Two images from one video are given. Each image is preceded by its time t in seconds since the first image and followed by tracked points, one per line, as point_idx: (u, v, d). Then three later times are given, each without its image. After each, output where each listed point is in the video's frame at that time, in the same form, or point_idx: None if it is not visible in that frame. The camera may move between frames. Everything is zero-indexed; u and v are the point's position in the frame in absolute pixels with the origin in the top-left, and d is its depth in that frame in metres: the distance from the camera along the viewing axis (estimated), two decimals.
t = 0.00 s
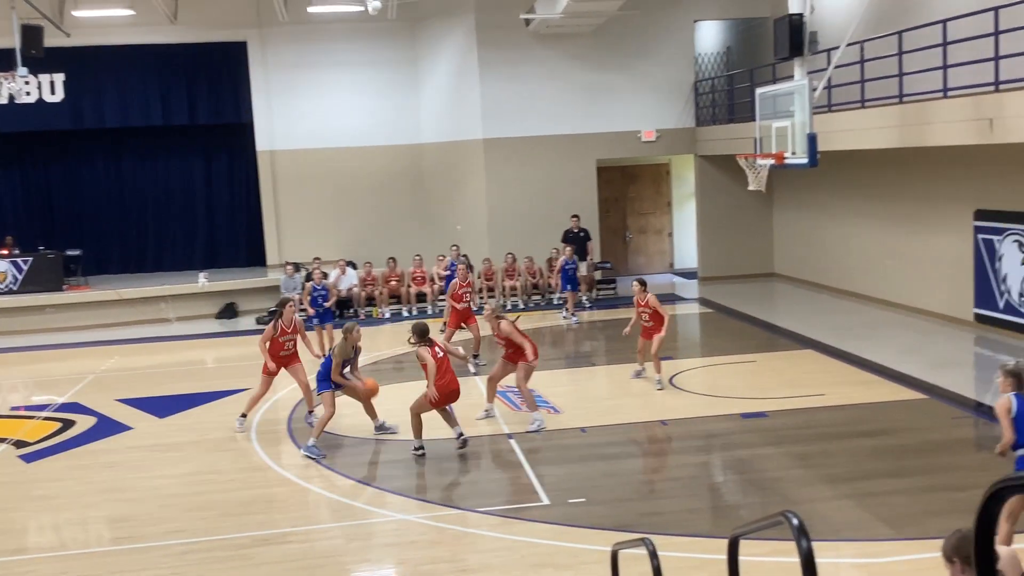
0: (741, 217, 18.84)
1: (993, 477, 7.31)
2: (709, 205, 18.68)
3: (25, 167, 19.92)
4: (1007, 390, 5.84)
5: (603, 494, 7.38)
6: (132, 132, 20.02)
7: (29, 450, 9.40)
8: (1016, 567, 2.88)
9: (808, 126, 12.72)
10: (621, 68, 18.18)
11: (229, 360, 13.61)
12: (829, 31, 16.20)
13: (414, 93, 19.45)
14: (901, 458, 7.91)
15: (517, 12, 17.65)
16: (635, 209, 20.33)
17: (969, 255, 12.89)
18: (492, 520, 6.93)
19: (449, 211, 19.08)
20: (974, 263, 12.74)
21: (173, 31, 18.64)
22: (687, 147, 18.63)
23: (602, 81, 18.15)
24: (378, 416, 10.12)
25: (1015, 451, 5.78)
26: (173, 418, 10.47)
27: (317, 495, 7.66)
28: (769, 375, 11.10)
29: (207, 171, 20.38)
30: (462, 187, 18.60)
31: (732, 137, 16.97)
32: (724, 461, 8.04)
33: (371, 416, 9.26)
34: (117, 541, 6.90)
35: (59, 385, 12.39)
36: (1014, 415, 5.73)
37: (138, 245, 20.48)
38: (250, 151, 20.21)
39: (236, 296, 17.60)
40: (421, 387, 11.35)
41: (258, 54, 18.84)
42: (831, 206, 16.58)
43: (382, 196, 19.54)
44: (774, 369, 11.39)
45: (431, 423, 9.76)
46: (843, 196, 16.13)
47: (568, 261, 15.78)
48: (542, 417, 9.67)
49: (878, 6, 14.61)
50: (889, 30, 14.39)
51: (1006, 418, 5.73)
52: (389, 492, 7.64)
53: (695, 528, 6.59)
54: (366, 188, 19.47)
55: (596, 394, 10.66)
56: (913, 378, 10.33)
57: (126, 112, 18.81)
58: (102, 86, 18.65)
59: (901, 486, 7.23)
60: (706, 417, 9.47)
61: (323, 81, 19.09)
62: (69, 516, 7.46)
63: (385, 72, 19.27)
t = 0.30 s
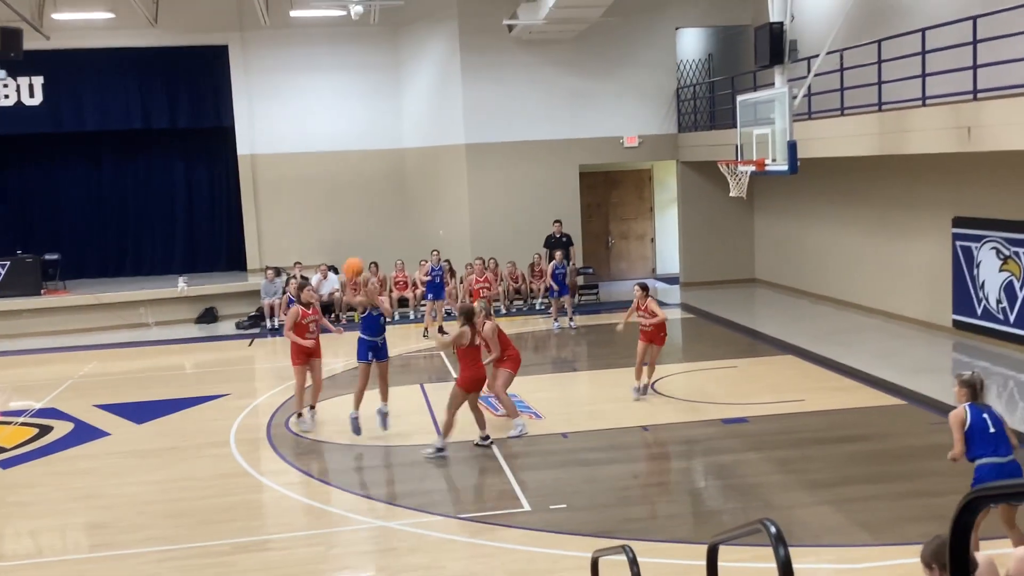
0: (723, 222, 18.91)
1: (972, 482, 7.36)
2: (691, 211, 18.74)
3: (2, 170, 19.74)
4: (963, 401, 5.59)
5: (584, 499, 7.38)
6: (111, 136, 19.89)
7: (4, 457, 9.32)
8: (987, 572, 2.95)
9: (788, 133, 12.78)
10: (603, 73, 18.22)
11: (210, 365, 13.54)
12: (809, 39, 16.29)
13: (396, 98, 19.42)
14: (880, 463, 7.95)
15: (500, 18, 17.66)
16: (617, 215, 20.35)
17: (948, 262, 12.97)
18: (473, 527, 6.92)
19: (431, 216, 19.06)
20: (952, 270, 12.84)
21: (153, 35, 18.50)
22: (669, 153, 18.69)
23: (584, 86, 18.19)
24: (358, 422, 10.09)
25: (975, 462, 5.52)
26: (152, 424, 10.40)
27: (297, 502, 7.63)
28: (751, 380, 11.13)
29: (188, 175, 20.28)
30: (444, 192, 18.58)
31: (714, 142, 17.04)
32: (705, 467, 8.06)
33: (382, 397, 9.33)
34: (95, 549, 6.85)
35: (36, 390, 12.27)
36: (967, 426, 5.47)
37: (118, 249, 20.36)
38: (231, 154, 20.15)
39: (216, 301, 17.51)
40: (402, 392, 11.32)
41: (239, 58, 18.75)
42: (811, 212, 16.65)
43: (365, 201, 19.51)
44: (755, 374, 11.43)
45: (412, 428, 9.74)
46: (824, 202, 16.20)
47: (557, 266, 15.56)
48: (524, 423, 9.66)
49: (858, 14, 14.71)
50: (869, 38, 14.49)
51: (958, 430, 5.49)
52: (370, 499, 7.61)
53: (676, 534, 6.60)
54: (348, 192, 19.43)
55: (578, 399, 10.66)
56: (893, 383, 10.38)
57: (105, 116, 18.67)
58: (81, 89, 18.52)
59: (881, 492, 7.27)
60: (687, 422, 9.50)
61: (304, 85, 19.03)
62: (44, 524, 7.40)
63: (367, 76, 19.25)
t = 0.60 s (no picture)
0: (711, 226, 18.95)
1: (958, 485, 7.40)
2: (680, 215, 18.77)
3: None
4: (949, 405, 5.56)
5: (573, 503, 7.38)
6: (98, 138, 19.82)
7: None
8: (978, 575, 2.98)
9: (776, 138, 12.83)
10: (592, 77, 18.25)
11: (197, 369, 13.49)
12: (797, 44, 16.35)
13: (384, 101, 19.41)
14: (868, 467, 7.98)
15: (488, 22, 17.66)
16: (605, 218, 20.37)
17: (934, 266, 13.04)
18: (461, 531, 6.92)
19: (420, 219, 19.04)
20: (938, 274, 12.90)
21: (141, 38, 18.44)
22: (657, 157, 18.73)
23: (573, 90, 18.22)
24: (347, 425, 10.08)
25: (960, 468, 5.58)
26: (139, 428, 10.37)
27: (285, 506, 7.62)
28: (739, 384, 11.17)
29: (175, 178, 20.23)
30: (433, 195, 18.58)
31: (702, 146, 17.08)
32: (693, 470, 8.08)
33: (394, 407, 9.44)
34: (81, 553, 6.81)
35: (22, 394, 12.21)
36: (956, 435, 5.48)
37: (104, 253, 20.28)
38: (218, 157, 20.11)
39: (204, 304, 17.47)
40: (391, 396, 11.31)
41: (227, 60, 18.70)
42: (799, 217, 16.71)
43: (353, 204, 19.49)
44: (743, 378, 11.46)
45: (400, 432, 9.74)
46: (812, 206, 16.25)
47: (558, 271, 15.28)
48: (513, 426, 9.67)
49: (845, 20, 14.78)
50: (857, 44, 14.55)
51: (947, 439, 5.51)
52: (358, 503, 7.60)
53: (664, 538, 6.61)
54: (336, 195, 19.41)
55: (567, 403, 10.67)
56: (880, 388, 10.42)
57: (92, 119, 18.57)
58: (68, 92, 18.43)
59: (868, 495, 7.30)
60: (675, 426, 9.52)
61: (292, 88, 19.00)
62: (30, 528, 7.36)
63: (356, 79, 19.23)
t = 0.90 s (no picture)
0: (699, 230, 18.99)
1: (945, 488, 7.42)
2: (668, 218, 18.81)
3: None
4: (913, 421, 5.30)
5: (562, 507, 7.38)
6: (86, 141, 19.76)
7: None
8: None
9: (764, 141, 12.86)
10: (580, 81, 18.28)
11: (184, 373, 13.44)
12: (784, 48, 16.41)
13: (373, 105, 19.41)
14: (855, 470, 8.00)
15: (477, 25, 17.67)
16: (594, 222, 20.39)
17: (921, 269, 13.09)
18: (450, 534, 6.90)
19: (409, 223, 19.03)
20: (926, 277, 12.95)
21: (129, 41, 18.40)
22: (646, 161, 18.77)
23: (562, 94, 18.25)
24: (335, 429, 10.06)
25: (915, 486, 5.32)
26: (126, 432, 10.32)
27: (273, 510, 7.59)
28: (727, 387, 11.19)
29: (163, 181, 20.19)
30: (422, 198, 18.57)
31: (690, 150, 17.12)
32: (681, 474, 8.08)
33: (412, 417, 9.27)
34: (67, 558, 6.77)
35: (9, 398, 12.14)
36: (915, 451, 5.23)
37: (92, 256, 20.20)
38: (206, 160, 20.07)
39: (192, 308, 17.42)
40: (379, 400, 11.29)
41: (215, 62, 18.66)
42: (787, 220, 16.75)
43: (341, 208, 19.47)
44: (731, 381, 11.48)
45: (389, 435, 9.72)
46: (800, 210, 16.30)
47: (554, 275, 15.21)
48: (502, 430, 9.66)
49: (832, 25, 14.84)
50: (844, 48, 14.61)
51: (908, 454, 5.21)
52: (347, 507, 7.57)
53: (653, 541, 6.60)
54: (324, 198, 19.38)
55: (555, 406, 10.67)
56: (868, 390, 10.45)
57: (80, 122, 18.50)
58: (57, 95, 18.36)
59: (856, 498, 7.31)
60: (663, 429, 9.53)
61: (280, 91, 18.97)
62: (16, 533, 7.31)
63: (344, 83, 19.22)
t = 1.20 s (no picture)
0: (692, 231, 19.02)
1: (936, 489, 7.44)
2: (662, 219, 18.84)
3: None
4: (871, 418, 5.32)
5: (556, 508, 7.38)
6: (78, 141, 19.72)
7: None
8: None
9: (757, 143, 12.88)
10: (574, 82, 18.29)
11: (177, 374, 13.42)
12: (777, 49, 16.45)
13: (366, 105, 19.39)
14: (849, 471, 8.02)
15: (470, 26, 17.66)
16: (587, 223, 20.40)
17: (913, 271, 13.13)
18: (444, 535, 6.91)
19: (402, 224, 19.02)
20: (918, 278, 12.98)
21: (122, 41, 18.37)
22: (640, 162, 18.80)
23: (556, 95, 18.26)
24: (329, 430, 10.05)
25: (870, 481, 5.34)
26: (119, 433, 10.30)
27: (267, 511, 7.58)
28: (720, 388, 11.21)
29: (156, 182, 20.16)
30: (415, 199, 18.57)
31: (684, 151, 17.12)
32: (675, 474, 8.09)
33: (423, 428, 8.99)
34: (60, 560, 6.76)
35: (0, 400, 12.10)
36: (870, 449, 5.23)
37: (85, 257, 20.16)
38: (200, 161, 20.04)
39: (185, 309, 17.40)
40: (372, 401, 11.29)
41: (209, 63, 18.63)
42: (781, 221, 16.78)
43: (334, 209, 19.45)
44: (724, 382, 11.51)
45: (382, 436, 9.72)
46: (793, 211, 16.33)
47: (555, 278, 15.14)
48: (495, 432, 9.66)
49: (825, 26, 14.88)
50: (837, 50, 14.64)
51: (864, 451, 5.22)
52: (340, 508, 7.57)
53: (647, 542, 6.61)
54: (316, 200, 19.36)
55: (549, 408, 10.67)
56: (860, 391, 10.47)
57: (72, 123, 18.45)
58: (49, 95, 18.31)
59: (848, 499, 7.33)
60: (656, 430, 9.54)
61: (274, 92, 18.94)
62: (9, 535, 7.29)
63: (338, 83, 19.20)
